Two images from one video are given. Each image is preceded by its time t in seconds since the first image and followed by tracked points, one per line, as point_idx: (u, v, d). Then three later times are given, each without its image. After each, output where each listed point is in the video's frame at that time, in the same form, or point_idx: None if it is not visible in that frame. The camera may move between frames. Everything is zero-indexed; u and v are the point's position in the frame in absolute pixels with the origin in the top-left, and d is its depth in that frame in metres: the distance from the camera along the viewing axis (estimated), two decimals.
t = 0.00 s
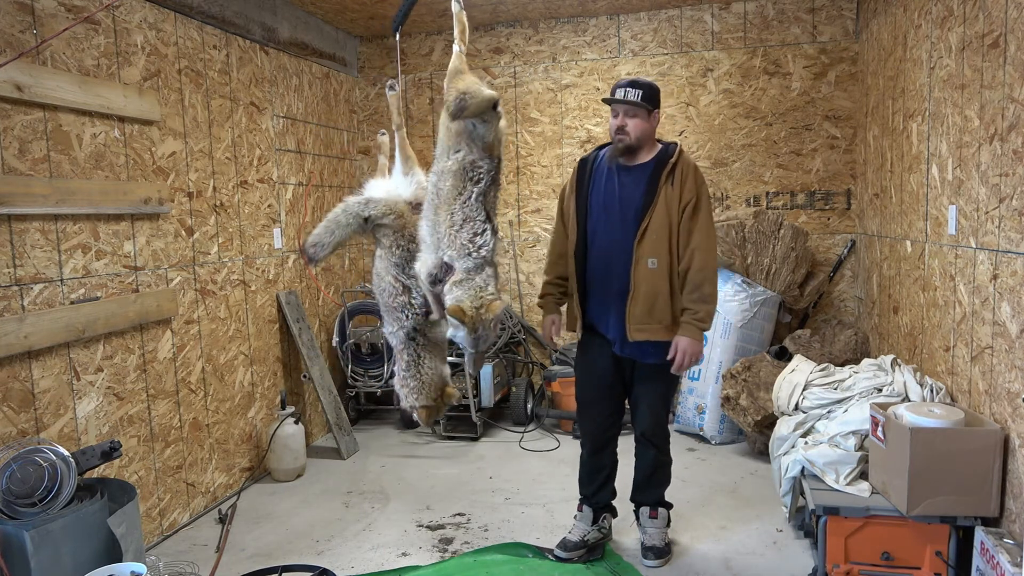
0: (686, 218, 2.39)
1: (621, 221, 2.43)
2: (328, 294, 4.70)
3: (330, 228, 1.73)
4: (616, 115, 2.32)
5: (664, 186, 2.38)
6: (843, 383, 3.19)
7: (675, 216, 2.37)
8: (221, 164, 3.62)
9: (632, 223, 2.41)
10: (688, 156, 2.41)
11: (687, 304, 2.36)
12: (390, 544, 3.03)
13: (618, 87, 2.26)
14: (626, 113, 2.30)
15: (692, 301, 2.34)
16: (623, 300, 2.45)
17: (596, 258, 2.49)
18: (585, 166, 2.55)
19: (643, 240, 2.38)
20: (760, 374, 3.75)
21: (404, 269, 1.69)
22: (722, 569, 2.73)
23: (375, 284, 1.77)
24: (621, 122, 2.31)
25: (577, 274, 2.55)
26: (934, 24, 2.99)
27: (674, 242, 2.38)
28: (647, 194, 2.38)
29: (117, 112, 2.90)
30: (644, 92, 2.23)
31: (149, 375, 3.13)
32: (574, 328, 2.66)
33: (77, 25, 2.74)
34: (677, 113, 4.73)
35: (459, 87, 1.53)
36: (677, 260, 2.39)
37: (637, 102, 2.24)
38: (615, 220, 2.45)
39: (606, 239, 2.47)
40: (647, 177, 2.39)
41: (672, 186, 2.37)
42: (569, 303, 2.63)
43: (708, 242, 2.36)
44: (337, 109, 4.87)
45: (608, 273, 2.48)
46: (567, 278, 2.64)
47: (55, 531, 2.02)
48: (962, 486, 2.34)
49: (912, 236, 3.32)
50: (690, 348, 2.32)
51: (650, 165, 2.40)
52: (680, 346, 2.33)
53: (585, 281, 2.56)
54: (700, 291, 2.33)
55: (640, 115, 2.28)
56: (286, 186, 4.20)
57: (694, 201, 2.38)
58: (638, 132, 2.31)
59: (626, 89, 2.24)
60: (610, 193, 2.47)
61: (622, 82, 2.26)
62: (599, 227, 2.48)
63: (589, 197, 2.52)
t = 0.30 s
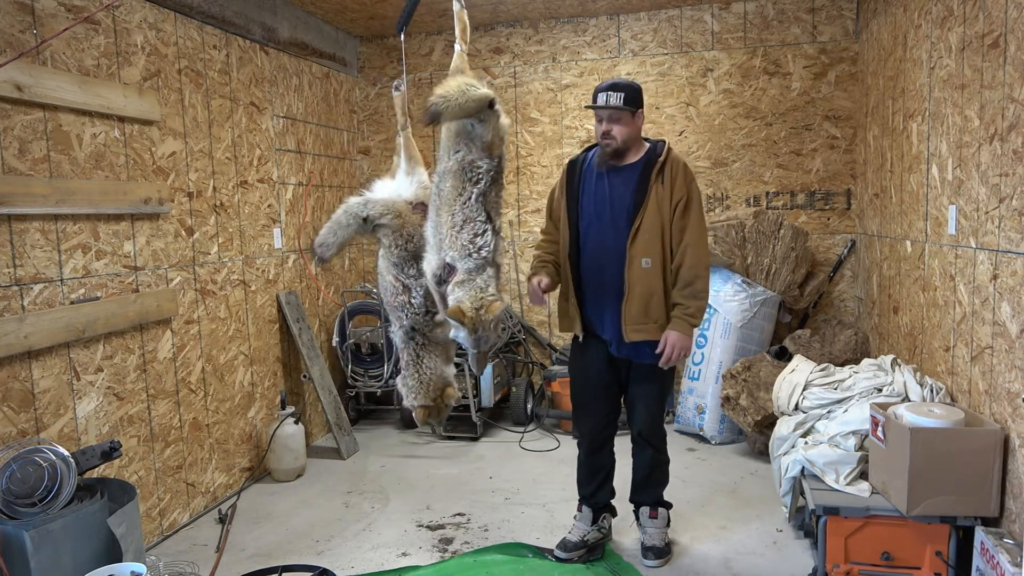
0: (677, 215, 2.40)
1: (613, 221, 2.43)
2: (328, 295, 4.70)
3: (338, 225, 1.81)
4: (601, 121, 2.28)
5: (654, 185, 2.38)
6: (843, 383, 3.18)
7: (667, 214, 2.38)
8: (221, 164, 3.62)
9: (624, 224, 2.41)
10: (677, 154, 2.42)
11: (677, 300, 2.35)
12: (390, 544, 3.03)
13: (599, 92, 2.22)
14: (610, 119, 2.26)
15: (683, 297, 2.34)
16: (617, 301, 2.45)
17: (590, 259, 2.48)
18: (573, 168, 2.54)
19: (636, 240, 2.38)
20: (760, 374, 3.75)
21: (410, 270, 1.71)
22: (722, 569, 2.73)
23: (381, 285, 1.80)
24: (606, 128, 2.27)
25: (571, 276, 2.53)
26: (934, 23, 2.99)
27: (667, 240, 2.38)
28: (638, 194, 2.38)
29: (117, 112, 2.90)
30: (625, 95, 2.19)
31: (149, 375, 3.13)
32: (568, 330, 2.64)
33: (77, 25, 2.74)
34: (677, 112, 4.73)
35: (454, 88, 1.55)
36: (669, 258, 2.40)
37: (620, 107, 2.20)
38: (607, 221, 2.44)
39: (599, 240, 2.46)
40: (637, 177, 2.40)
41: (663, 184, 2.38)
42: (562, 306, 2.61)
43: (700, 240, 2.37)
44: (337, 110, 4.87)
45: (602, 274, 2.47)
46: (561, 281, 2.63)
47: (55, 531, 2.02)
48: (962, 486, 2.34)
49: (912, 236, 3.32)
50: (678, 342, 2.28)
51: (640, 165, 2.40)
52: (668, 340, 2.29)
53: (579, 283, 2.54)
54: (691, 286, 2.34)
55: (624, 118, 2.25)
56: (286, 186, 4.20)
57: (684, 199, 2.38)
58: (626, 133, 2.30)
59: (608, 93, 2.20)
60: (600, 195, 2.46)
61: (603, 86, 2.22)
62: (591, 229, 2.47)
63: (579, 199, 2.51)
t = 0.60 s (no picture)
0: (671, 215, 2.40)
1: (606, 224, 2.43)
2: (328, 295, 4.70)
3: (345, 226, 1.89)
4: (590, 130, 2.27)
5: (647, 186, 2.38)
6: (843, 383, 3.19)
7: (662, 215, 2.38)
8: (220, 164, 3.62)
9: (618, 226, 2.40)
10: (668, 154, 2.42)
11: (688, 304, 2.39)
12: (390, 544, 3.03)
13: (585, 102, 2.21)
14: (599, 128, 2.26)
15: (698, 302, 2.38)
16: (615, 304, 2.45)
17: (585, 262, 2.48)
18: (564, 172, 2.53)
19: (632, 242, 2.38)
20: (760, 374, 3.75)
21: (409, 271, 1.77)
22: (722, 569, 2.73)
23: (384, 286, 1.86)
24: (597, 137, 2.28)
25: (566, 279, 2.52)
26: (934, 23, 2.99)
27: (662, 242, 2.38)
28: (631, 196, 2.38)
29: (116, 112, 2.90)
30: (612, 103, 2.19)
31: (149, 375, 3.13)
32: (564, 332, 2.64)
33: (77, 25, 2.74)
34: (677, 112, 4.73)
35: (449, 87, 1.51)
36: (665, 259, 2.40)
37: (607, 116, 2.20)
38: (601, 224, 2.44)
39: (593, 244, 2.45)
40: (629, 179, 2.39)
41: (656, 185, 2.38)
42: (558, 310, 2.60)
43: (697, 239, 2.37)
44: (337, 110, 4.87)
45: (598, 277, 2.47)
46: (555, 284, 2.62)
47: (55, 531, 2.02)
48: (963, 486, 2.34)
49: (912, 236, 3.32)
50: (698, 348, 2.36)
51: (632, 167, 2.40)
52: (689, 346, 2.37)
53: (574, 285, 2.54)
54: (700, 289, 2.37)
55: (613, 124, 2.24)
56: (286, 186, 4.20)
57: (678, 199, 2.38)
58: (617, 137, 2.30)
59: (593, 103, 2.19)
60: (593, 199, 2.46)
61: (589, 94, 2.21)
62: (585, 232, 2.47)
63: (571, 203, 2.50)
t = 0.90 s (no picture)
0: (674, 215, 2.40)
1: (610, 224, 2.43)
2: (328, 294, 4.70)
3: (346, 224, 1.87)
4: (594, 133, 2.28)
5: (651, 186, 2.39)
6: (843, 383, 3.19)
7: (665, 215, 2.38)
8: (221, 164, 3.62)
9: (622, 226, 2.41)
10: (671, 154, 2.43)
11: (683, 300, 2.39)
12: (390, 545, 3.03)
13: (590, 105, 2.21)
14: (603, 131, 2.27)
15: (690, 297, 2.37)
16: (617, 304, 2.45)
17: (588, 262, 2.49)
18: (568, 171, 2.54)
19: (635, 242, 2.39)
20: (760, 374, 3.75)
21: (403, 269, 1.79)
22: (722, 569, 2.73)
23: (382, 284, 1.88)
24: (601, 139, 2.29)
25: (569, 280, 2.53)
26: (934, 24, 2.99)
27: (666, 241, 2.39)
28: (635, 196, 2.38)
29: (116, 112, 2.90)
30: (616, 107, 2.20)
31: (149, 375, 3.13)
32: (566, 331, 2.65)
33: (77, 25, 2.74)
34: (677, 112, 4.73)
35: (435, 93, 1.53)
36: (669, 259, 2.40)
37: (611, 119, 2.21)
38: (605, 224, 2.44)
39: (597, 244, 2.46)
40: (633, 179, 2.40)
41: (659, 185, 2.39)
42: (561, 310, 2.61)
43: (701, 238, 2.38)
44: (337, 110, 4.87)
45: (601, 277, 2.47)
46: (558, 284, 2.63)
47: (55, 531, 2.02)
48: (962, 486, 2.34)
49: (912, 236, 3.32)
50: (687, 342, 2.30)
51: (636, 167, 2.41)
52: (676, 339, 2.32)
53: (577, 285, 2.54)
54: (697, 287, 2.37)
55: (618, 127, 2.24)
56: (286, 186, 4.20)
57: (682, 199, 2.39)
58: (622, 139, 2.30)
59: (597, 107, 2.20)
60: (596, 199, 2.46)
61: (593, 98, 2.21)
62: (589, 232, 2.48)
63: (575, 203, 2.51)
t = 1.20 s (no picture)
0: (693, 218, 2.42)
1: (628, 225, 2.45)
2: (328, 294, 4.70)
3: (344, 226, 1.88)
4: (617, 132, 2.31)
5: (670, 189, 2.41)
6: (843, 383, 3.18)
7: (684, 218, 2.40)
8: (221, 164, 3.62)
9: (639, 226, 2.42)
10: (691, 157, 2.45)
11: (699, 305, 2.38)
12: (390, 545, 3.03)
13: (614, 103, 2.26)
14: (626, 130, 2.29)
15: (704, 301, 2.37)
16: (631, 304, 2.46)
17: (604, 262, 2.50)
18: (587, 170, 2.56)
19: (653, 243, 2.40)
20: (760, 374, 3.75)
21: (394, 269, 1.84)
22: (722, 569, 2.72)
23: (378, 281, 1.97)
24: (623, 139, 2.32)
25: (584, 279, 2.54)
26: (934, 23, 2.99)
27: (683, 243, 2.40)
28: (654, 197, 2.40)
29: (116, 112, 2.90)
30: (642, 107, 2.24)
31: (149, 375, 3.13)
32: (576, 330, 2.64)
33: (77, 25, 2.74)
34: (677, 112, 4.73)
35: (420, 94, 1.59)
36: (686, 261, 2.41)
37: (636, 118, 2.25)
38: (622, 225, 2.46)
39: (613, 243, 2.48)
40: (653, 181, 2.42)
41: (679, 188, 2.41)
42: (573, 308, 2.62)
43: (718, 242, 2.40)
44: (337, 110, 4.87)
45: (616, 277, 2.48)
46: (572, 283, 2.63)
47: (55, 531, 2.02)
48: (963, 486, 2.34)
49: (912, 236, 3.32)
50: (701, 347, 2.34)
51: (655, 168, 2.43)
52: (691, 345, 2.35)
53: (592, 285, 2.55)
54: (712, 292, 2.36)
55: (642, 128, 2.27)
56: (286, 186, 4.20)
57: (700, 203, 2.41)
58: (643, 140, 2.33)
59: (622, 105, 2.24)
60: (614, 198, 2.48)
61: (618, 96, 2.26)
62: (606, 231, 2.49)
63: (592, 201, 2.53)
